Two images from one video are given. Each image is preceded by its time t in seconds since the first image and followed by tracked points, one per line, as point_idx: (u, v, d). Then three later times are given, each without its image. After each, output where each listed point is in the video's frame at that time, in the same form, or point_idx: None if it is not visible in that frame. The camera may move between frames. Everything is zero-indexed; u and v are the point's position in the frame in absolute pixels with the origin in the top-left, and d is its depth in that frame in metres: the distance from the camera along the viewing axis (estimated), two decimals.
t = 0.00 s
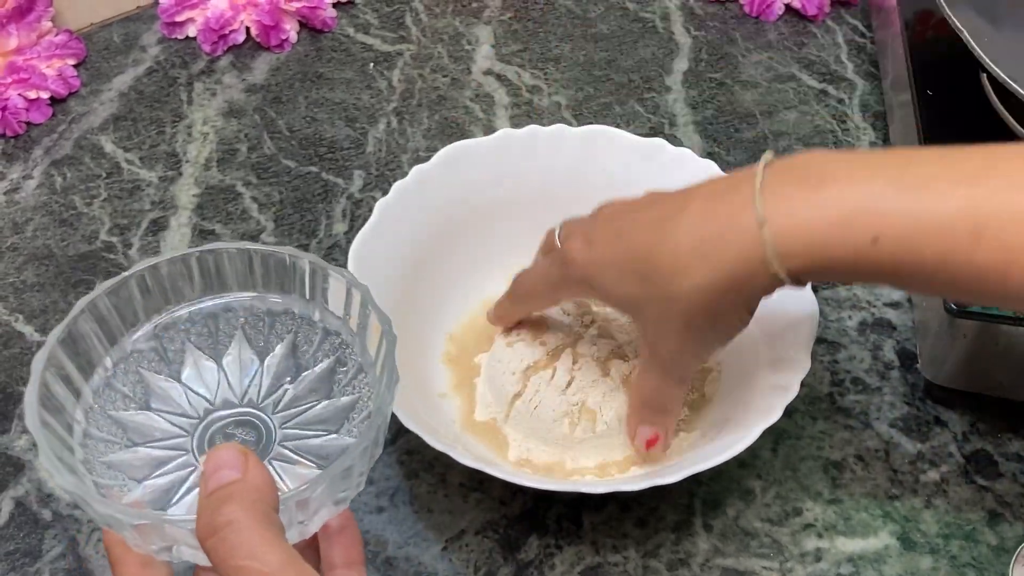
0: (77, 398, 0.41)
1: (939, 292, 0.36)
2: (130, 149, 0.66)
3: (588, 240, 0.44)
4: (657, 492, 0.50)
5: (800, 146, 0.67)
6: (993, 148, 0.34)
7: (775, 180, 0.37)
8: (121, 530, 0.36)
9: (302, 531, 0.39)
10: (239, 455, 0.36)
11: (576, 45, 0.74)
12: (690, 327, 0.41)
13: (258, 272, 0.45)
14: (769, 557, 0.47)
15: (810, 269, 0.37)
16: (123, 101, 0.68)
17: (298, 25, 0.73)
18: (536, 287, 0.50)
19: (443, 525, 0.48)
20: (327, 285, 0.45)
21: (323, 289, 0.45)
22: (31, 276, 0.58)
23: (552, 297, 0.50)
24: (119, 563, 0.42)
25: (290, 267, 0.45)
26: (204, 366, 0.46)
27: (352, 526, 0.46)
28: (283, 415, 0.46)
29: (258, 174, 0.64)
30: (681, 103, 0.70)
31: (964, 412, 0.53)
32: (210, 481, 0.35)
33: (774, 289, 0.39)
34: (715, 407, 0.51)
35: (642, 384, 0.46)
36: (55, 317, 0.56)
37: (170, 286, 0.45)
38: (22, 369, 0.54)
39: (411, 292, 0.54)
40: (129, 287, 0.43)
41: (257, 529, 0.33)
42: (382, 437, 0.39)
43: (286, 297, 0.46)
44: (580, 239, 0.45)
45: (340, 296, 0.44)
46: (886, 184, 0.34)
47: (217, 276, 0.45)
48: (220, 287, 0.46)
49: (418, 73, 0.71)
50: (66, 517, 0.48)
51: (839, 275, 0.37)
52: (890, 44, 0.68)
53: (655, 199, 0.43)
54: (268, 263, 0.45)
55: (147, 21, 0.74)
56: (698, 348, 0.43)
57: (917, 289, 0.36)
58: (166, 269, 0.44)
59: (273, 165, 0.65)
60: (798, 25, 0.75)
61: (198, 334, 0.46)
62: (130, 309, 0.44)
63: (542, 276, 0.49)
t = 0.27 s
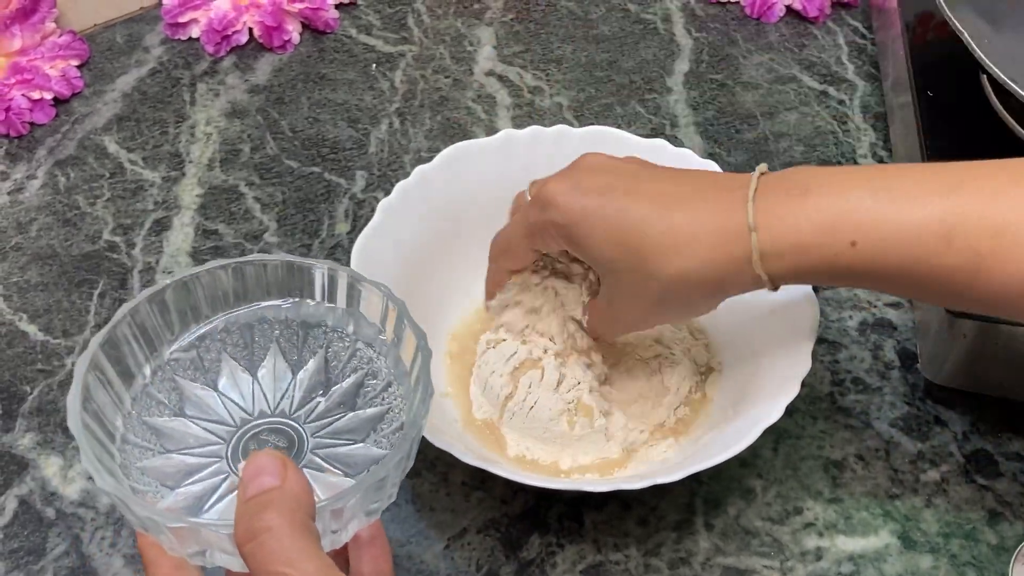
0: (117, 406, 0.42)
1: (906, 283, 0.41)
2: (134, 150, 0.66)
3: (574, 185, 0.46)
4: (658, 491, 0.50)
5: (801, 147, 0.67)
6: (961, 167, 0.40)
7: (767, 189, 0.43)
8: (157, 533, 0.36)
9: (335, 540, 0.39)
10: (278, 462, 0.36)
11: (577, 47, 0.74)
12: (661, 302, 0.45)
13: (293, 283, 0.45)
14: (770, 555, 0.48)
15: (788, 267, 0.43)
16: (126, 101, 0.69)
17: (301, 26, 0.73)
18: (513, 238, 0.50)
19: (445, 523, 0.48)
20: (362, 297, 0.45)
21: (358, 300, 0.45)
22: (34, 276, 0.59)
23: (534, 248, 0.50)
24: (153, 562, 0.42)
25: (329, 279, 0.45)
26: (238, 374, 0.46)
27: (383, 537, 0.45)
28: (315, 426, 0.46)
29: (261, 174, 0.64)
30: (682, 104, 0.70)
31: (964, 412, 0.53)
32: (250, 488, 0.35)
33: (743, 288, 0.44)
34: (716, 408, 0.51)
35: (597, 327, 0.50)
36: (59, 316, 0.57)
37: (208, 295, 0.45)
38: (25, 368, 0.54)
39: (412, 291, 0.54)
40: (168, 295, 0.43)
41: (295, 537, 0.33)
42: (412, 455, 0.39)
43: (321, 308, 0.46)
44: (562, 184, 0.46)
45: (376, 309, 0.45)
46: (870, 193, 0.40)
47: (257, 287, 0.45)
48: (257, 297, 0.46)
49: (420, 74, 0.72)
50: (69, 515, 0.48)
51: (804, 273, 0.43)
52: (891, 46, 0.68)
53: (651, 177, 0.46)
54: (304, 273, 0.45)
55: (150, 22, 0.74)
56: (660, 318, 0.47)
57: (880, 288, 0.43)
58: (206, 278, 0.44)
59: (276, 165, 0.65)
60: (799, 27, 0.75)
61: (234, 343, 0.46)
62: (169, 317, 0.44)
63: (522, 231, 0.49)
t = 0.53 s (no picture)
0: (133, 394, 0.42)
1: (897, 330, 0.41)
2: (140, 150, 0.66)
3: (558, 275, 0.46)
4: (663, 490, 0.50)
5: (804, 148, 0.67)
6: (932, 209, 0.40)
7: (741, 253, 0.43)
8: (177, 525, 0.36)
9: (353, 534, 0.39)
10: (297, 455, 0.36)
11: (581, 48, 0.74)
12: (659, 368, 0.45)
13: (310, 276, 0.46)
14: (773, 554, 0.48)
15: (779, 331, 0.43)
16: (132, 102, 0.69)
17: (306, 28, 0.74)
18: (499, 337, 0.50)
19: (451, 522, 0.49)
20: (381, 293, 0.45)
21: (377, 297, 0.46)
22: (41, 276, 0.59)
23: (528, 334, 0.49)
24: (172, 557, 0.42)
25: (347, 274, 0.45)
26: (259, 366, 0.47)
27: (400, 531, 0.46)
28: (333, 421, 0.46)
29: (266, 175, 0.65)
30: (685, 105, 0.70)
31: (966, 412, 0.53)
32: (268, 480, 0.35)
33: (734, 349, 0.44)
34: (721, 405, 0.51)
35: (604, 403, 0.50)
36: (65, 316, 0.57)
37: (228, 288, 0.45)
38: (32, 367, 0.54)
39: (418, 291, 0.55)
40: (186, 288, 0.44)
41: (316, 531, 0.33)
42: (428, 450, 0.39)
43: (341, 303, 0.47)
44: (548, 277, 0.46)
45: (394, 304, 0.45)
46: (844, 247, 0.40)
47: (275, 281, 0.46)
48: (276, 289, 0.46)
49: (425, 75, 0.72)
50: (77, 513, 0.48)
51: (796, 334, 0.43)
52: (894, 49, 0.69)
53: (629, 252, 0.46)
54: (321, 267, 0.46)
55: (156, 24, 0.74)
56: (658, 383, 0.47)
57: (870, 336, 0.42)
58: (225, 272, 0.44)
59: (281, 166, 0.65)
60: (802, 29, 0.76)
61: (253, 336, 0.47)
62: (188, 310, 0.44)
63: (508, 322, 0.49)
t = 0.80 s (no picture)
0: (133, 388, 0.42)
1: (970, 256, 0.38)
2: (143, 150, 0.66)
3: (623, 200, 0.46)
4: (664, 489, 0.50)
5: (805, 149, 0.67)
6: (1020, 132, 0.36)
7: (810, 157, 0.40)
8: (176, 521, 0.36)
9: (354, 530, 0.39)
10: (297, 451, 0.36)
11: (583, 49, 0.74)
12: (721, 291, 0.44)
13: (309, 268, 0.46)
14: (775, 554, 0.48)
15: (840, 237, 0.40)
16: (135, 102, 0.69)
17: (309, 28, 0.74)
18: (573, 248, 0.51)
19: (453, 521, 0.49)
20: (383, 286, 0.45)
21: (379, 290, 0.46)
22: (44, 275, 0.59)
23: (591, 257, 0.50)
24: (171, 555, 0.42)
25: (349, 266, 0.45)
26: (259, 356, 0.47)
27: (401, 527, 0.46)
28: (333, 414, 0.47)
29: (269, 175, 0.65)
30: (687, 106, 0.70)
31: (968, 411, 0.53)
32: (268, 476, 0.35)
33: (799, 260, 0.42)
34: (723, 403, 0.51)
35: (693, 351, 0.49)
36: (69, 316, 0.57)
37: (226, 281, 0.45)
38: (36, 367, 0.54)
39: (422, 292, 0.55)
40: (186, 281, 0.44)
41: (315, 529, 0.33)
42: (431, 445, 0.39)
43: (342, 295, 0.47)
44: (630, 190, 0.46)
45: (395, 298, 0.45)
46: (917, 159, 0.37)
47: (276, 274, 0.46)
48: (277, 280, 0.46)
49: (427, 76, 0.72)
50: (81, 512, 0.49)
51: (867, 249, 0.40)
52: (895, 50, 0.69)
53: (702, 165, 0.44)
54: (323, 259, 0.45)
55: (159, 24, 0.75)
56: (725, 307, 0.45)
57: (948, 261, 0.39)
58: (226, 264, 0.44)
59: (284, 166, 0.66)
60: (804, 30, 0.76)
61: (251, 328, 0.47)
62: (188, 303, 0.44)
63: (580, 241, 0.50)
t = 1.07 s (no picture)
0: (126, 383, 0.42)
1: (944, 285, 0.40)
2: (143, 154, 0.67)
3: (605, 198, 0.46)
4: (660, 492, 0.51)
5: (802, 152, 0.68)
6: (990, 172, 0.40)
7: (795, 198, 0.42)
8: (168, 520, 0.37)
9: (345, 530, 0.40)
10: (290, 449, 0.37)
11: (581, 52, 0.75)
12: (690, 307, 0.44)
13: (304, 264, 0.47)
14: (770, 556, 0.48)
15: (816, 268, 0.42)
16: (135, 106, 0.70)
17: (308, 32, 0.74)
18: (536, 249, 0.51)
19: (450, 523, 0.49)
20: (378, 283, 0.46)
21: (375, 287, 0.46)
22: (45, 278, 0.59)
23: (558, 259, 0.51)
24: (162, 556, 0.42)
25: (345, 263, 0.46)
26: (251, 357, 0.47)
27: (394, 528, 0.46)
28: (325, 416, 0.47)
29: (269, 178, 0.65)
30: (685, 110, 0.71)
31: (962, 414, 0.54)
32: (260, 473, 0.36)
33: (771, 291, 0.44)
34: (718, 407, 0.52)
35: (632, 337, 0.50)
36: (69, 318, 0.57)
37: (220, 279, 0.46)
38: (37, 369, 0.55)
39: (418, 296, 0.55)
40: (180, 279, 0.44)
41: (307, 527, 0.34)
42: (423, 445, 0.40)
43: (337, 293, 0.47)
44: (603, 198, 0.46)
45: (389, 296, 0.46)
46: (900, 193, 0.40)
47: (271, 272, 0.47)
48: (271, 276, 0.47)
49: (426, 79, 0.72)
50: (80, 514, 0.49)
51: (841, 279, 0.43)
52: (891, 53, 0.69)
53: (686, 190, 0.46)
54: (318, 257, 0.46)
55: (159, 27, 0.75)
56: (692, 327, 0.46)
57: (914, 289, 0.42)
58: (220, 262, 0.45)
59: (283, 169, 0.66)
60: (801, 33, 0.76)
61: (245, 326, 0.47)
62: (182, 300, 0.45)
63: (546, 241, 0.50)
